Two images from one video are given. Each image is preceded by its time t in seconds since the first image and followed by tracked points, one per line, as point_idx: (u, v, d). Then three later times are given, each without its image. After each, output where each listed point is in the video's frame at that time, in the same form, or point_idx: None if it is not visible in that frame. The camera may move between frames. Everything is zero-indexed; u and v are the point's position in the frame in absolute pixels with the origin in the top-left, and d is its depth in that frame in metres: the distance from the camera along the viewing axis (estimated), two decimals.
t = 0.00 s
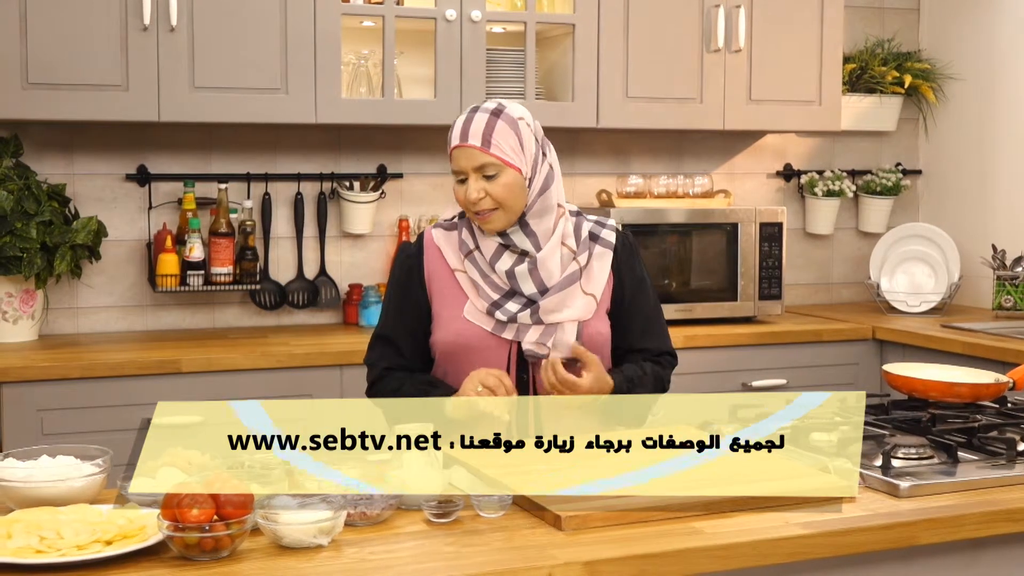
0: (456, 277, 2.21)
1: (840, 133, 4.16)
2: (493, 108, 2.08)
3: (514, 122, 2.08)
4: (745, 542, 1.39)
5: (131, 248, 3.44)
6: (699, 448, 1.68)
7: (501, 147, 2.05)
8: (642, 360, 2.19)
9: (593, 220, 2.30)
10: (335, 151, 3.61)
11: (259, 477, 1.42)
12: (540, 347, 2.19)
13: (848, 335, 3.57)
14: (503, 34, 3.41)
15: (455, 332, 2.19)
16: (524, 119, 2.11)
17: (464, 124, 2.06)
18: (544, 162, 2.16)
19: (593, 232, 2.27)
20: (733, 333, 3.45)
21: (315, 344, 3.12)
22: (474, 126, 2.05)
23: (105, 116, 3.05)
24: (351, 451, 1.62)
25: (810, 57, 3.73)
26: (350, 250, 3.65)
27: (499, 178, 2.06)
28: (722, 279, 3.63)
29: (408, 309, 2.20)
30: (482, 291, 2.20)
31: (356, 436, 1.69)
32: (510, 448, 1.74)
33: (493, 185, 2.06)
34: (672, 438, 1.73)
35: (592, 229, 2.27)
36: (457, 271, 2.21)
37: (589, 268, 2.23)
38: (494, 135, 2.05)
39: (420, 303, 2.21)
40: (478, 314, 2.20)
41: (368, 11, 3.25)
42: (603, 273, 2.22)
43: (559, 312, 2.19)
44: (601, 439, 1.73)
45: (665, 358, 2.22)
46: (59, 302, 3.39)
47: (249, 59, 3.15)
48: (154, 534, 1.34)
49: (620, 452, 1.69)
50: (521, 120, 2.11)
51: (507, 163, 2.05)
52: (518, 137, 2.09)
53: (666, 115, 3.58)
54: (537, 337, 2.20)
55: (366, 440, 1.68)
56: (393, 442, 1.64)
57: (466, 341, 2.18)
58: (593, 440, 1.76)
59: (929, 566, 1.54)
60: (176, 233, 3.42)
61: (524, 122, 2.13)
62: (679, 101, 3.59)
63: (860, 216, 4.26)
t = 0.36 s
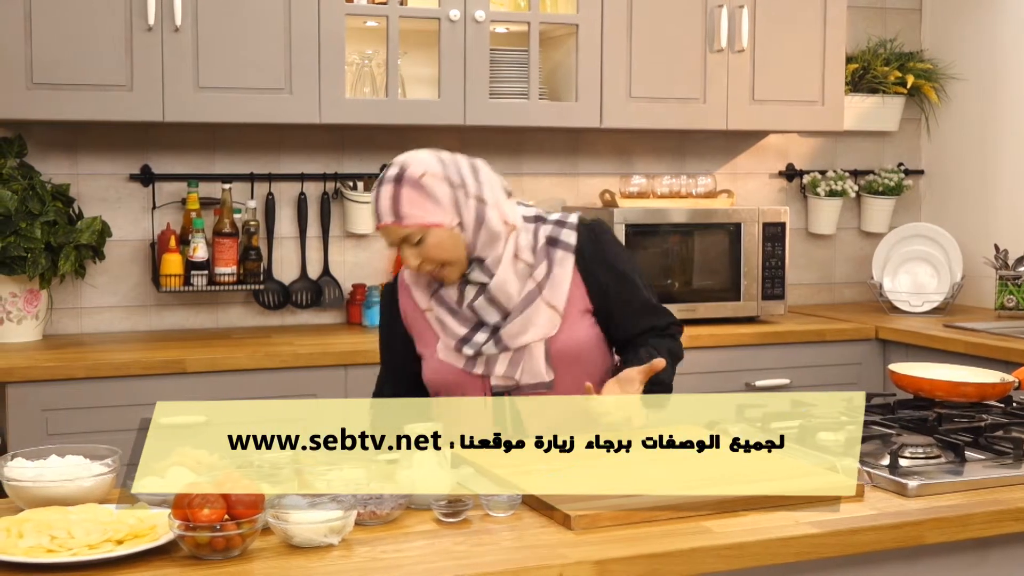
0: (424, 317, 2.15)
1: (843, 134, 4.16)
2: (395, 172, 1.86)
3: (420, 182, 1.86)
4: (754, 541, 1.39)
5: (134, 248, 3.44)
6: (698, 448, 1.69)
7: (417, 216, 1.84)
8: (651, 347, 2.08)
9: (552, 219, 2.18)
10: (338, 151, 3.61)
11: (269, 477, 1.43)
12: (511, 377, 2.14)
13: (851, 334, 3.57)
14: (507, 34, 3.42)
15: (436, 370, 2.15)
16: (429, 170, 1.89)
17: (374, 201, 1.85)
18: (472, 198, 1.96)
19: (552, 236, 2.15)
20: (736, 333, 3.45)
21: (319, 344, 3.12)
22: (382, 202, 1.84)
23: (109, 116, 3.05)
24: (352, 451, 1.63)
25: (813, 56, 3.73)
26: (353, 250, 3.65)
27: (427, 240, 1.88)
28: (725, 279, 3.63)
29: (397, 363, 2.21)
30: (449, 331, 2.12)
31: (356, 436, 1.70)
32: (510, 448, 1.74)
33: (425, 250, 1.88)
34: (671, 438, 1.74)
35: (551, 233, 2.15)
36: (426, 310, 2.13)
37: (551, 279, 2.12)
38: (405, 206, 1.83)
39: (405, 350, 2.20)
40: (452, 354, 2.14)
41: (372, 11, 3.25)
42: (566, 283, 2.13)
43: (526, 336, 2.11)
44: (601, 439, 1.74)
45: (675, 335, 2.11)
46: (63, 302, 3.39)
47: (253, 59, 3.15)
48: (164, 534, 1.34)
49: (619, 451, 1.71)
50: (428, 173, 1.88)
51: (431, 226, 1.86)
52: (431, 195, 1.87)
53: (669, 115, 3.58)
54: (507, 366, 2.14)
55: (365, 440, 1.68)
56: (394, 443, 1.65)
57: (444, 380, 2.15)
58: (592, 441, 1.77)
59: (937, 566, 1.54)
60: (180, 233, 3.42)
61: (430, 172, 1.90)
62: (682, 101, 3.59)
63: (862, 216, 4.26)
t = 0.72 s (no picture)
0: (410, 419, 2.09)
1: (843, 134, 4.17)
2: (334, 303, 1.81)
3: (360, 304, 1.80)
4: (760, 540, 1.40)
5: (136, 248, 3.44)
6: (698, 448, 1.69)
7: (371, 336, 1.79)
8: (641, 358, 1.97)
9: (495, 283, 2.04)
10: (340, 151, 3.61)
11: (274, 477, 1.43)
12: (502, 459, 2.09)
13: (853, 334, 3.58)
14: (508, 34, 3.42)
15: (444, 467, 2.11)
16: (369, 288, 1.83)
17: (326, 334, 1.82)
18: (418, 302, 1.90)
19: (500, 305, 2.03)
20: (738, 333, 3.45)
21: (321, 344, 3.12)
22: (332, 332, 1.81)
23: (110, 116, 3.05)
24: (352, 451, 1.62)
25: (814, 56, 3.73)
26: (355, 250, 3.65)
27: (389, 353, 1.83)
28: (726, 279, 3.64)
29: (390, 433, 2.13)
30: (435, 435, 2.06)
31: (355, 436, 1.69)
32: (510, 448, 1.74)
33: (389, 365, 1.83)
34: (671, 439, 1.74)
35: (498, 302, 2.03)
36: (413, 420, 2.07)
37: (505, 350, 2.02)
38: (354, 331, 1.79)
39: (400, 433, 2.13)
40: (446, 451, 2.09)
41: (374, 11, 3.26)
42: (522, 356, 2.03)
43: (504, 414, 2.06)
44: (601, 439, 1.75)
45: (663, 330, 2.00)
46: (65, 302, 3.39)
47: (255, 58, 3.15)
48: (170, 533, 1.34)
49: (619, 451, 1.71)
50: (367, 294, 1.82)
51: (386, 342, 1.80)
52: (375, 314, 1.81)
53: (670, 115, 3.58)
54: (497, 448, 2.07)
55: (366, 441, 1.68)
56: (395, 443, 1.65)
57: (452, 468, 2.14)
58: (592, 440, 1.77)
59: (941, 566, 1.54)
60: (181, 233, 3.42)
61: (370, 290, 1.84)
62: (683, 101, 3.60)
63: (863, 216, 4.26)
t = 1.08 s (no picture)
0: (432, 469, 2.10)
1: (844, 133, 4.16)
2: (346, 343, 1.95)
3: (372, 344, 1.94)
4: (764, 540, 1.40)
5: (138, 248, 3.44)
6: (698, 448, 1.67)
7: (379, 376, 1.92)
8: (645, 358, 2.02)
9: (497, 326, 2.08)
10: (341, 150, 3.61)
11: (278, 476, 1.43)
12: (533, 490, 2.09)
13: (854, 334, 3.58)
14: (510, 34, 3.42)
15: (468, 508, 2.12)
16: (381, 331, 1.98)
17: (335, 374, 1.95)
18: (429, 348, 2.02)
19: (507, 346, 2.05)
20: (740, 333, 3.45)
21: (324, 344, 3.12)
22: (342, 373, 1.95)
23: (113, 117, 3.05)
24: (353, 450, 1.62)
25: (816, 56, 3.73)
26: (357, 250, 3.65)
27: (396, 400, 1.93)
28: (727, 279, 3.64)
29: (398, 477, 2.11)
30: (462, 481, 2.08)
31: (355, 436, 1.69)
32: (510, 448, 1.74)
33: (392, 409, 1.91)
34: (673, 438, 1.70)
35: (506, 344, 2.05)
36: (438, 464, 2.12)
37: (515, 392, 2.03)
38: (365, 371, 1.92)
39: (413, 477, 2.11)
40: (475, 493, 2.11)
41: (376, 11, 3.26)
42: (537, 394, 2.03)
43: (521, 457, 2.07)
44: (601, 439, 1.74)
45: (662, 330, 2.07)
46: (67, 302, 3.39)
47: (257, 59, 3.15)
48: (175, 533, 1.34)
49: (619, 451, 1.70)
50: (381, 334, 1.97)
51: (393, 383, 1.92)
52: (387, 355, 1.95)
53: (672, 115, 3.58)
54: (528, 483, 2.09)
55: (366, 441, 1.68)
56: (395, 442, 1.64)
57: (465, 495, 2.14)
58: (593, 440, 1.77)
59: (945, 565, 1.54)
60: (183, 233, 3.42)
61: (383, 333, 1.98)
62: (685, 100, 3.59)
63: (864, 216, 4.26)
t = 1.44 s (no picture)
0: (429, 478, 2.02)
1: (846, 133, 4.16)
2: (384, 302, 1.75)
3: (414, 309, 1.76)
4: (770, 540, 1.40)
5: (140, 248, 3.44)
6: (698, 449, 1.68)
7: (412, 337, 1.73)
8: (648, 359, 2.09)
9: (506, 328, 2.05)
10: (344, 150, 3.62)
11: (283, 476, 1.44)
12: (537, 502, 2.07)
13: (857, 334, 3.57)
14: (512, 34, 3.42)
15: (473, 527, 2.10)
16: (421, 297, 1.79)
17: (364, 329, 1.73)
18: (460, 332, 1.88)
19: (518, 348, 2.03)
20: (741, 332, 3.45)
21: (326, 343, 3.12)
22: (374, 330, 1.72)
23: (116, 117, 3.05)
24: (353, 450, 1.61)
25: (817, 56, 3.74)
26: (359, 250, 3.65)
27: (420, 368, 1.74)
28: (728, 279, 3.64)
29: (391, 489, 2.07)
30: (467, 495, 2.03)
31: (354, 436, 1.69)
32: (510, 448, 1.74)
33: (419, 376, 1.73)
34: (672, 438, 1.72)
35: (517, 345, 2.03)
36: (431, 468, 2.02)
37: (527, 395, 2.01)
38: (399, 329, 1.72)
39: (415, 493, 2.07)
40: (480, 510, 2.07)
41: (378, 11, 3.26)
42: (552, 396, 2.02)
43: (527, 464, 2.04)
44: (600, 438, 1.74)
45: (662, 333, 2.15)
46: (69, 302, 3.40)
47: (260, 59, 3.15)
48: (181, 532, 1.35)
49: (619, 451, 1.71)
50: (420, 300, 1.79)
51: (424, 349, 1.73)
52: (424, 321, 1.76)
53: (674, 115, 3.58)
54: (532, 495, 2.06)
55: (365, 440, 1.67)
56: (395, 442, 1.65)
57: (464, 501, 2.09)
58: (593, 440, 1.76)
59: (949, 565, 1.54)
60: (186, 233, 3.42)
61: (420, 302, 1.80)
62: (687, 100, 3.60)
63: (866, 216, 4.26)
